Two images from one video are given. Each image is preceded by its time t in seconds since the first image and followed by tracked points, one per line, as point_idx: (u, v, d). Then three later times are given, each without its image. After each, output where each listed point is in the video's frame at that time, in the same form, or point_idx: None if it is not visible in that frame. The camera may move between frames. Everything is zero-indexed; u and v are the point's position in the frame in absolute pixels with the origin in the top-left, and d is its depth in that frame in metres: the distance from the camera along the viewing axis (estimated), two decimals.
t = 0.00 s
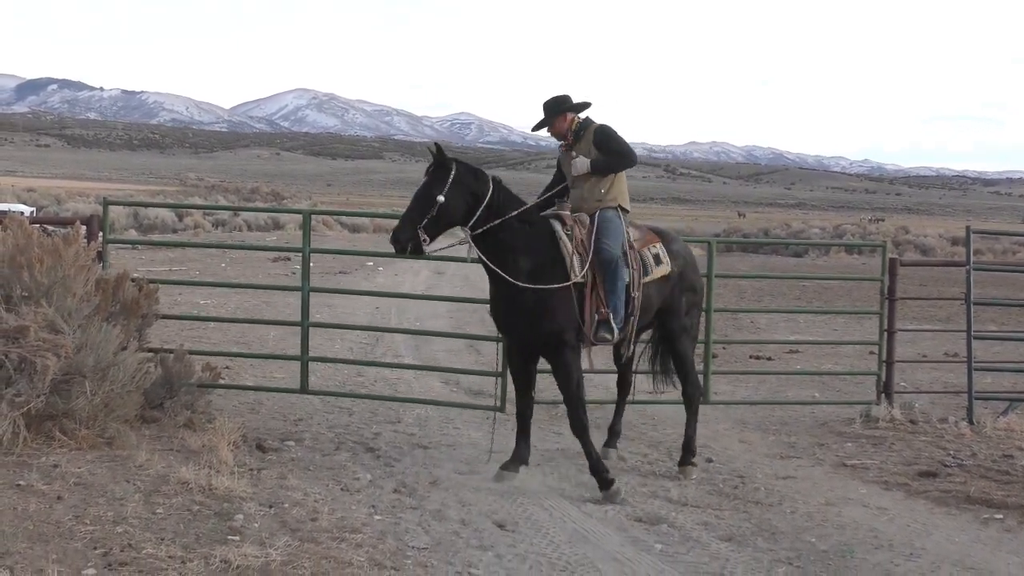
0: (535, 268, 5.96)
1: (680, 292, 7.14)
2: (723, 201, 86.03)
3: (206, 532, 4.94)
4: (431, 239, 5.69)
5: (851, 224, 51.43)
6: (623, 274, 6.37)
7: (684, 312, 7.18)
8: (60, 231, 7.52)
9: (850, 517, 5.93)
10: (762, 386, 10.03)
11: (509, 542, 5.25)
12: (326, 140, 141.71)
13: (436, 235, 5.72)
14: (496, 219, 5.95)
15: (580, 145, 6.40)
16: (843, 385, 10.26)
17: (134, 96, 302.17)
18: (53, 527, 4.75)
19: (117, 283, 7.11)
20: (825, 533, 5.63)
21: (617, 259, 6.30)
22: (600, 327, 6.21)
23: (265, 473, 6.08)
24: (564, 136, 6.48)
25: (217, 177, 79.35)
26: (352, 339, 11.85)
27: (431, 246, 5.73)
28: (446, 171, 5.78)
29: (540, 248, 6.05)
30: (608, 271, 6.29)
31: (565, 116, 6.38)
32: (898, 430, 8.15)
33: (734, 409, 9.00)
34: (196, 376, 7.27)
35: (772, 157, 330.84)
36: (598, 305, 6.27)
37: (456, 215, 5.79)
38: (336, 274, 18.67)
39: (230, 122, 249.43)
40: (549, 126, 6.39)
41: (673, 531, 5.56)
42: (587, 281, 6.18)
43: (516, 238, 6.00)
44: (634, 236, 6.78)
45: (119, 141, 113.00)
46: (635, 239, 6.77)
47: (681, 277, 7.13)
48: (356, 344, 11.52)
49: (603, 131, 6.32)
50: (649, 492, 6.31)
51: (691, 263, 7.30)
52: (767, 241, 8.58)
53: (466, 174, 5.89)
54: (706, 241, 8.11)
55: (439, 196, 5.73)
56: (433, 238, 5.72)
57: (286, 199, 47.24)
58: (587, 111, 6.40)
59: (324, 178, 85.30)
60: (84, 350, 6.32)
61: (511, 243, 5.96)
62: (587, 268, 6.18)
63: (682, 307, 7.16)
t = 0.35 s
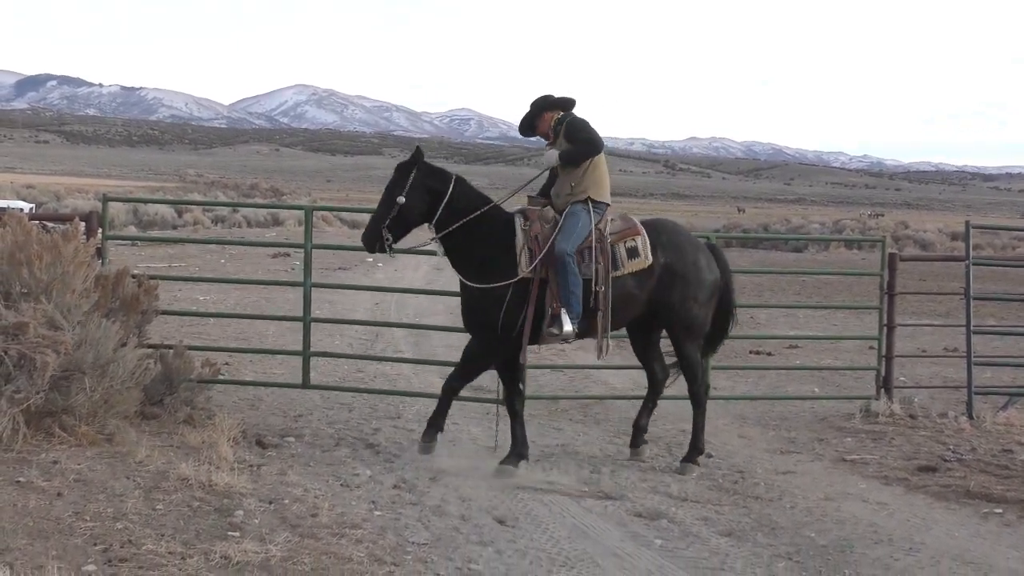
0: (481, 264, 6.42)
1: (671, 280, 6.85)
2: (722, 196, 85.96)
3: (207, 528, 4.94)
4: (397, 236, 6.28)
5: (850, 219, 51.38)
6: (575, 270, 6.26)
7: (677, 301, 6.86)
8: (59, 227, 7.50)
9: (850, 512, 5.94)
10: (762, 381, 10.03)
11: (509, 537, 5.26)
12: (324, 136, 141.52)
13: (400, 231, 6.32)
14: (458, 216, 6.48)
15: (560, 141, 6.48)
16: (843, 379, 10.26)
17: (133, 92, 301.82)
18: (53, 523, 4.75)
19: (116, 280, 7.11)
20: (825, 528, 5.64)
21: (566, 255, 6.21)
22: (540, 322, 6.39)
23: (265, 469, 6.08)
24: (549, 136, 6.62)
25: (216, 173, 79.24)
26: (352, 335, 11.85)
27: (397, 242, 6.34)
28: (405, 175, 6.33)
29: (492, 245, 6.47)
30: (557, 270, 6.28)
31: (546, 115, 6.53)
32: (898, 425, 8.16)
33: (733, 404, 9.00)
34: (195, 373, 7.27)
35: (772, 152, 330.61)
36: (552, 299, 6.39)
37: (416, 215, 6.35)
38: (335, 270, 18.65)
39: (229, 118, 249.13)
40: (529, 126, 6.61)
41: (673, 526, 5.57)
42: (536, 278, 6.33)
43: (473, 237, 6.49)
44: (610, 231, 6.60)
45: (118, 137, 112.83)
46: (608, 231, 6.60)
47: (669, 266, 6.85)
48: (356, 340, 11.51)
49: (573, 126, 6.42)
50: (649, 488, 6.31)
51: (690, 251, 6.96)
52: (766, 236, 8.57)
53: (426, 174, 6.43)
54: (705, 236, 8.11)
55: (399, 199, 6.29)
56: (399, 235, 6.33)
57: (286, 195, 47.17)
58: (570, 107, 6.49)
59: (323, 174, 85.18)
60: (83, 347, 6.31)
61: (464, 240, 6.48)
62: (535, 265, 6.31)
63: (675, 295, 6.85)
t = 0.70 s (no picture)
0: (453, 263, 6.84)
1: (638, 282, 6.59)
2: (720, 196, 85.94)
3: (204, 527, 4.94)
4: (384, 238, 6.91)
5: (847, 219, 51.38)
6: (517, 263, 6.38)
7: (648, 304, 6.60)
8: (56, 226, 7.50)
9: (847, 511, 5.94)
10: (760, 380, 10.04)
11: (507, 536, 5.26)
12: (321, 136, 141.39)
13: (387, 232, 6.92)
14: (437, 214, 6.95)
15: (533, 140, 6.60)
16: (840, 378, 10.27)
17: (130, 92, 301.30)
18: (50, 523, 4.74)
19: (114, 279, 7.11)
20: (822, 527, 5.64)
21: (506, 249, 6.39)
22: (496, 315, 6.57)
23: (263, 469, 6.08)
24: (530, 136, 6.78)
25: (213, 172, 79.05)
26: (349, 334, 11.85)
27: (387, 243, 6.95)
28: (389, 180, 6.94)
29: (463, 244, 6.88)
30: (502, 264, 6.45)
31: (528, 115, 6.70)
32: (895, 424, 8.17)
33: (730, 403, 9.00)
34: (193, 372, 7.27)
35: (769, 151, 330.80)
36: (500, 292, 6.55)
37: (399, 214, 6.93)
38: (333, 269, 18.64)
39: (226, 118, 248.80)
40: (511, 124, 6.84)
41: (671, 525, 5.57)
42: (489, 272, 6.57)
43: (451, 234, 6.94)
44: (570, 228, 6.59)
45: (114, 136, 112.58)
46: (567, 228, 6.60)
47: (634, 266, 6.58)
48: (353, 339, 11.51)
49: (537, 125, 6.50)
50: (646, 487, 6.32)
51: (661, 248, 6.63)
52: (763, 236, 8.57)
53: (409, 177, 6.97)
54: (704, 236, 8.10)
55: (384, 199, 6.91)
56: (387, 237, 6.94)
57: (282, 194, 47.10)
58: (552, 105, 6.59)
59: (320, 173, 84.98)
60: (81, 346, 6.31)
61: (441, 239, 6.95)
62: (486, 258, 6.57)
63: (643, 297, 6.60)
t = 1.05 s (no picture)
0: (452, 258, 6.95)
1: (610, 282, 6.41)
2: (721, 194, 85.84)
3: (205, 526, 4.94)
4: (395, 237, 7.08)
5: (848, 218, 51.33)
6: (502, 258, 6.48)
7: (617, 305, 6.39)
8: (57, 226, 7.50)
9: (848, 510, 5.94)
10: (761, 379, 10.03)
11: (507, 535, 5.26)
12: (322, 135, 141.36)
13: (398, 231, 7.08)
14: (440, 211, 7.07)
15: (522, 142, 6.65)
16: (841, 378, 10.26)
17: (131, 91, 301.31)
18: (51, 522, 4.74)
19: (116, 278, 7.11)
20: (824, 526, 5.64)
21: (492, 243, 6.51)
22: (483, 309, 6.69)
23: (264, 468, 6.08)
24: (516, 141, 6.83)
25: (214, 172, 79.00)
26: (350, 333, 11.85)
27: (397, 242, 7.11)
28: (394, 180, 7.10)
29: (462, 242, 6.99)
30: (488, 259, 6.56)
31: (515, 120, 6.77)
32: (896, 423, 8.16)
33: (731, 402, 9.00)
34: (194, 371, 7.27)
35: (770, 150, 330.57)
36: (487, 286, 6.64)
37: (405, 212, 7.10)
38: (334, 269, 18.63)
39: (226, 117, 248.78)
40: (500, 132, 6.89)
41: (671, 524, 5.57)
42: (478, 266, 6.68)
43: (452, 232, 7.04)
44: (558, 228, 6.60)
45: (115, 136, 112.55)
46: (555, 227, 6.61)
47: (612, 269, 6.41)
48: (354, 338, 11.51)
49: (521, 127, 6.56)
50: (647, 486, 6.32)
51: (635, 248, 6.41)
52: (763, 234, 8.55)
53: (412, 175, 7.12)
54: (705, 235, 8.08)
55: (391, 200, 7.08)
56: (399, 236, 7.11)
57: (283, 194, 47.07)
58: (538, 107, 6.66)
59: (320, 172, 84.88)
60: (82, 345, 6.31)
61: (444, 236, 7.05)
62: (476, 253, 6.68)
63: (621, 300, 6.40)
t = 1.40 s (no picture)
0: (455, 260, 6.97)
1: (596, 275, 6.38)
2: (721, 194, 85.81)
3: (205, 527, 4.94)
4: (391, 226, 7.17)
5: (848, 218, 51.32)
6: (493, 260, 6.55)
7: (603, 298, 6.37)
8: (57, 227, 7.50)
9: (848, 510, 5.94)
10: (761, 379, 10.03)
11: (508, 535, 5.26)
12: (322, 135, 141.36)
13: (393, 222, 7.17)
14: (440, 210, 7.09)
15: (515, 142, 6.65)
16: (841, 378, 10.26)
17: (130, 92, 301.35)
18: (51, 523, 4.74)
19: (116, 279, 7.11)
20: (824, 526, 5.64)
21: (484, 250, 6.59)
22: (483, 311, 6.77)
23: (264, 468, 6.08)
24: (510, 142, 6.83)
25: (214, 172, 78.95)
26: (350, 333, 11.85)
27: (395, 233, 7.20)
28: (396, 171, 7.18)
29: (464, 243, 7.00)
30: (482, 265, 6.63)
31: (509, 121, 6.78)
32: (896, 422, 8.16)
33: (731, 402, 9.00)
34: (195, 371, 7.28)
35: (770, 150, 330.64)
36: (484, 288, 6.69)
37: (405, 205, 7.17)
38: (334, 269, 18.63)
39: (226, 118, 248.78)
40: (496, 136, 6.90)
41: (671, 524, 5.57)
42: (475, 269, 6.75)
43: (452, 233, 7.05)
44: (548, 226, 6.59)
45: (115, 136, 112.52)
46: (545, 227, 6.61)
47: (592, 266, 6.40)
48: (354, 338, 11.51)
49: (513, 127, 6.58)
50: (648, 485, 6.32)
51: (619, 240, 6.37)
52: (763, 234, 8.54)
53: (415, 169, 7.16)
54: (705, 235, 8.06)
55: (391, 190, 7.17)
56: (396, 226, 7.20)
57: (283, 194, 47.08)
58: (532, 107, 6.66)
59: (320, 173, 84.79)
60: (82, 346, 6.31)
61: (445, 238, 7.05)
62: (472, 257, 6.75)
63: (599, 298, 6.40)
